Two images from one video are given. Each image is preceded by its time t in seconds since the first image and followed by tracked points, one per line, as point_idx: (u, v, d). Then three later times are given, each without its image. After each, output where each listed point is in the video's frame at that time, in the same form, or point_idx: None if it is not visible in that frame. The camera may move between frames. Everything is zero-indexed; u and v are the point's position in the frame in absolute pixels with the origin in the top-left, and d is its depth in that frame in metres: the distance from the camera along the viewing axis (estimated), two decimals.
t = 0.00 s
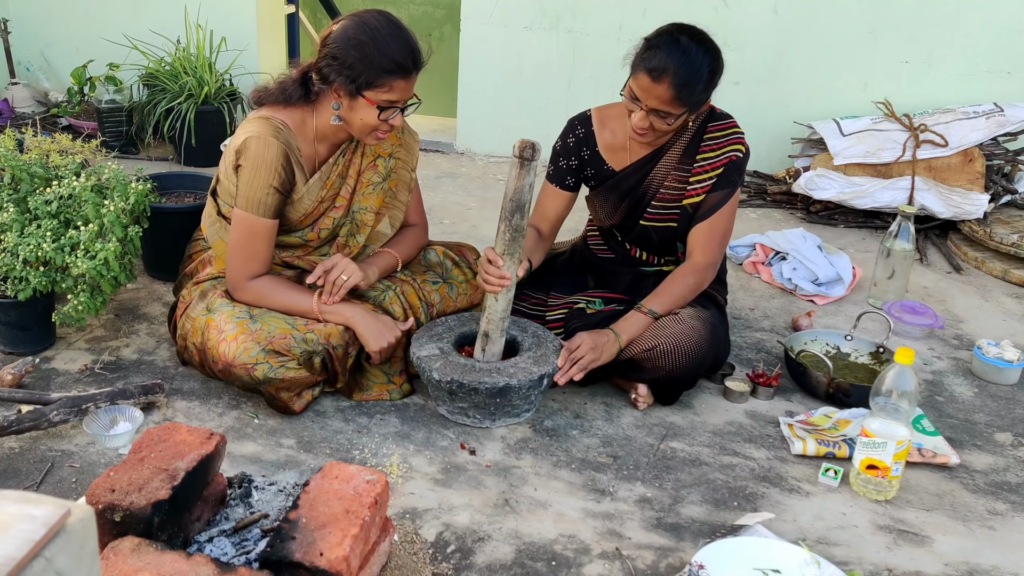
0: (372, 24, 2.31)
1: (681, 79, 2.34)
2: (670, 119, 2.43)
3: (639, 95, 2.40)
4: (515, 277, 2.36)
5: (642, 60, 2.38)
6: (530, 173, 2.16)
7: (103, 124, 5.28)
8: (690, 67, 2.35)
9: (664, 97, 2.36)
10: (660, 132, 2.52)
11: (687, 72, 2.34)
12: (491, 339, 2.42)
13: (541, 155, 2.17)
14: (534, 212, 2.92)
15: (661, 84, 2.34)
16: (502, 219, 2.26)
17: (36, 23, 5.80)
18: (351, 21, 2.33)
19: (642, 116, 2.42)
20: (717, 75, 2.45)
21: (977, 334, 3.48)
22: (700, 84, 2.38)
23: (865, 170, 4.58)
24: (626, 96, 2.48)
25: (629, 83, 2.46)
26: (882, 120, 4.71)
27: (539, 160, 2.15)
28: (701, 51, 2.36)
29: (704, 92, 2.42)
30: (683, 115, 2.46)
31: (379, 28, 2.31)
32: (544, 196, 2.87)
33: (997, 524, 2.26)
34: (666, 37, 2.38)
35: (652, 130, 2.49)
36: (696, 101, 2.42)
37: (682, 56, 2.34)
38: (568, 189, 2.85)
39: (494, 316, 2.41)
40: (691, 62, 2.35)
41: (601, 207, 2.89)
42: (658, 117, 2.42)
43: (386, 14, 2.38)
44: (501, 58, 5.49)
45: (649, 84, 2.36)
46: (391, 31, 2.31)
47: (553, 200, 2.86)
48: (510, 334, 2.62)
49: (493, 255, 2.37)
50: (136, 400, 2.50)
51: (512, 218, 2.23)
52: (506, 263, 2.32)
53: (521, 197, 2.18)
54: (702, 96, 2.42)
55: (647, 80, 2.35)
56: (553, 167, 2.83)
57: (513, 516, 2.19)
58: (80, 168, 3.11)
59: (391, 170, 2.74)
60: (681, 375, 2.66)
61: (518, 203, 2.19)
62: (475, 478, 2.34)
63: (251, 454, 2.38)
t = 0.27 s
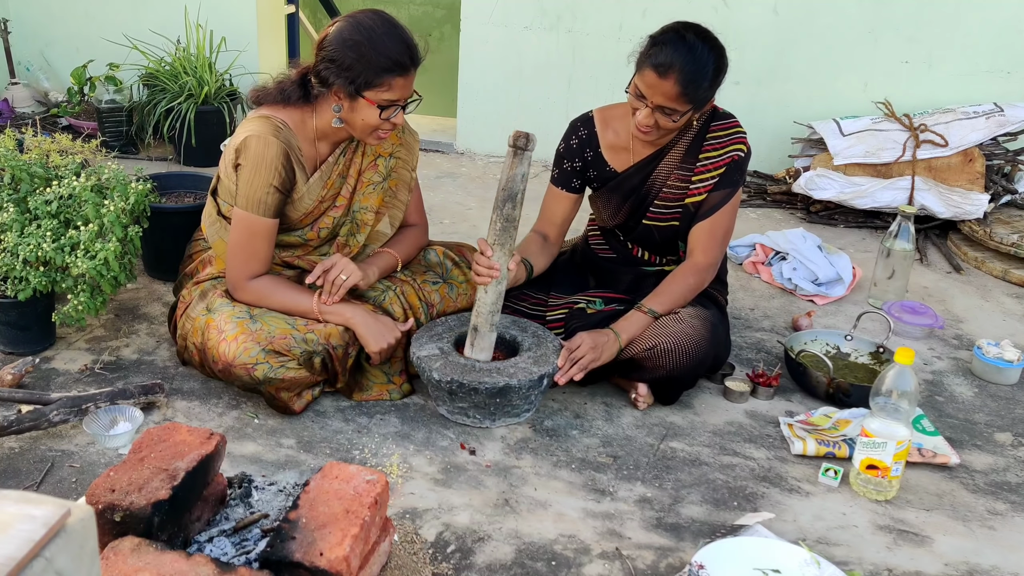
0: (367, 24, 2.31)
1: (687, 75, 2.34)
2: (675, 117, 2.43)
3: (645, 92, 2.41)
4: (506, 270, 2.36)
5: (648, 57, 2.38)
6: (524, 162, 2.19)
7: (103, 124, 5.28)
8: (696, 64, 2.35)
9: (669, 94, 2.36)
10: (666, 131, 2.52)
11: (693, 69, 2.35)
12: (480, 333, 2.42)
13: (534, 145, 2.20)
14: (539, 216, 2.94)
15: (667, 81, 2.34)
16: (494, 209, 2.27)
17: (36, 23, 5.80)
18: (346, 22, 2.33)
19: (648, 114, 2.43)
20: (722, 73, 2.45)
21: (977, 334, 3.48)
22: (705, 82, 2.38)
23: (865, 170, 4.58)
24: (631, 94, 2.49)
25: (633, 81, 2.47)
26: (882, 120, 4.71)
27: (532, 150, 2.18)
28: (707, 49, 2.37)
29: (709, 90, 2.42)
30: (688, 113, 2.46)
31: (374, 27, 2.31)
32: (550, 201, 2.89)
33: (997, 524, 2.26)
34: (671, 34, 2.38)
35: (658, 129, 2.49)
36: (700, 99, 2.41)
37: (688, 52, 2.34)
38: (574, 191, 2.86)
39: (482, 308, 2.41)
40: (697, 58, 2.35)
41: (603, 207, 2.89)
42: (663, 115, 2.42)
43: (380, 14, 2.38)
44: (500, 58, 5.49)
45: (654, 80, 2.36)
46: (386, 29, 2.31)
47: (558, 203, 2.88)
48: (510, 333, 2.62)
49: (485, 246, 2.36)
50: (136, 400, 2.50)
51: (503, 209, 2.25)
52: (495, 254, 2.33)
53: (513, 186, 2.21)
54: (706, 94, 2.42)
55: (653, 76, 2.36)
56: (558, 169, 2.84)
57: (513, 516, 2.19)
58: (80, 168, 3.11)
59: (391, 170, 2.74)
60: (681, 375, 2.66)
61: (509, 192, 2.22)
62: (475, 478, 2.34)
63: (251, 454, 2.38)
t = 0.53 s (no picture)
0: (323, 17, 2.31)
1: (685, 78, 2.34)
2: (672, 119, 2.43)
3: (642, 94, 2.40)
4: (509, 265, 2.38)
5: (645, 60, 2.38)
6: (529, 162, 2.19)
7: (103, 124, 5.28)
8: (694, 66, 2.35)
9: (667, 96, 2.36)
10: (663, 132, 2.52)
11: (691, 72, 2.35)
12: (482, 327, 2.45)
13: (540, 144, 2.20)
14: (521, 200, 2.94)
15: (664, 83, 2.34)
16: (499, 209, 2.29)
17: (36, 23, 5.80)
18: (306, 20, 2.33)
19: (644, 116, 2.43)
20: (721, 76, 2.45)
21: (977, 334, 3.48)
22: (703, 84, 2.38)
23: (865, 171, 4.58)
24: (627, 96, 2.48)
25: (631, 82, 2.46)
26: (882, 120, 4.71)
27: (538, 149, 2.18)
28: (705, 53, 2.37)
29: (706, 93, 2.42)
30: (686, 115, 2.46)
31: (333, 17, 2.30)
32: (535, 190, 2.89)
33: (997, 524, 2.26)
34: (669, 37, 2.38)
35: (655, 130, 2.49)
36: (697, 102, 2.41)
37: (688, 57, 2.34)
38: (562, 186, 2.86)
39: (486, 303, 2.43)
40: (694, 61, 2.35)
41: (602, 206, 2.88)
42: (659, 117, 2.42)
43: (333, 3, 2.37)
44: (500, 58, 5.49)
45: (651, 83, 2.36)
46: (347, 16, 2.30)
47: (542, 194, 2.88)
48: (510, 333, 2.62)
49: (487, 243, 2.39)
50: (136, 400, 2.49)
51: (509, 208, 2.26)
52: (501, 253, 2.35)
53: (519, 186, 2.22)
54: (703, 97, 2.42)
55: (650, 79, 2.35)
56: (549, 163, 2.84)
57: (513, 516, 2.19)
58: (80, 168, 3.11)
59: (386, 163, 2.74)
60: (681, 375, 2.66)
61: (516, 191, 2.23)
62: (475, 478, 2.34)
63: (251, 454, 2.38)
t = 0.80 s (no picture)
0: (300, 5, 2.31)
1: (688, 71, 2.34)
2: (677, 114, 2.43)
3: (645, 89, 2.40)
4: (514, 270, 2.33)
5: (648, 53, 2.38)
6: (515, 166, 2.16)
7: (103, 124, 5.28)
8: (695, 60, 2.35)
9: (669, 90, 2.36)
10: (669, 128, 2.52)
11: (694, 66, 2.35)
12: (497, 334, 2.43)
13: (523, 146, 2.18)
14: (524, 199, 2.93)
15: (666, 77, 2.34)
16: (493, 214, 2.24)
17: (36, 23, 5.81)
18: (283, 10, 2.33)
19: (647, 111, 2.42)
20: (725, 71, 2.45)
21: (977, 334, 3.48)
22: (705, 79, 2.38)
23: (865, 170, 4.58)
24: (631, 90, 2.48)
25: (635, 78, 2.46)
26: (882, 120, 4.71)
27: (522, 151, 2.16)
28: (709, 47, 2.37)
29: (710, 88, 2.42)
30: (689, 111, 2.46)
31: (310, 7, 2.30)
32: (538, 188, 2.89)
33: (997, 524, 2.25)
34: (672, 32, 2.39)
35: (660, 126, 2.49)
36: (701, 97, 2.42)
37: (694, 53, 2.35)
38: (564, 184, 2.87)
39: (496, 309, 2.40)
40: (697, 55, 2.36)
41: (603, 204, 2.88)
42: (663, 112, 2.42)
43: None
44: (501, 58, 5.49)
45: (654, 77, 2.36)
46: (321, 6, 2.30)
47: (544, 191, 2.88)
48: (510, 333, 2.62)
49: (488, 250, 2.33)
50: (136, 400, 2.49)
51: (504, 213, 2.22)
52: (503, 258, 2.30)
53: (511, 191, 2.19)
54: (707, 92, 2.42)
55: (653, 73, 2.36)
56: (552, 160, 2.85)
57: (513, 516, 2.19)
58: (80, 168, 3.11)
59: (376, 157, 2.74)
60: (681, 375, 2.66)
61: (509, 197, 2.19)
62: (475, 478, 2.34)
63: (251, 454, 2.38)
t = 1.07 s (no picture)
0: (299, 13, 2.30)
1: (683, 73, 2.34)
2: (672, 115, 2.44)
3: (641, 91, 2.40)
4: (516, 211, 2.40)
5: (644, 55, 2.39)
6: (520, 99, 2.25)
7: (103, 124, 5.28)
8: (691, 62, 2.35)
9: (665, 91, 2.36)
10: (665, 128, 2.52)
11: (689, 67, 2.35)
12: (497, 275, 2.49)
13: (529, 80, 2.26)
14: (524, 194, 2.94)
15: (662, 78, 2.34)
16: (499, 149, 2.32)
17: (36, 23, 5.81)
18: (284, 16, 2.33)
19: (644, 112, 2.43)
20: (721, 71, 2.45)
21: (977, 334, 3.48)
22: (700, 80, 2.38)
23: (865, 170, 4.58)
24: (628, 92, 2.49)
25: (631, 80, 2.47)
26: (882, 120, 4.71)
27: (528, 84, 2.24)
28: (704, 48, 2.37)
29: (705, 89, 2.42)
30: (685, 111, 2.46)
31: (306, 17, 2.29)
32: (537, 182, 2.90)
33: (997, 524, 2.25)
34: (668, 33, 2.38)
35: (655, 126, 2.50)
36: (696, 97, 2.42)
37: (688, 54, 2.34)
38: (565, 182, 2.88)
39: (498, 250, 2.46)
40: (692, 55, 2.35)
41: (603, 204, 2.89)
42: (659, 113, 2.42)
43: None
44: (501, 58, 5.49)
45: (650, 78, 2.36)
46: (321, 15, 2.28)
47: (545, 187, 2.89)
48: (510, 333, 2.62)
49: (492, 188, 2.40)
50: (136, 400, 2.49)
51: (509, 147, 2.29)
52: (506, 195, 2.37)
53: (515, 125, 2.27)
54: (703, 93, 2.42)
55: (649, 74, 2.36)
56: (553, 158, 2.86)
57: (513, 516, 2.19)
58: (80, 168, 3.11)
59: (380, 161, 2.76)
60: (681, 375, 2.66)
61: (513, 130, 2.27)
62: (475, 478, 2.34)
63: (251, 454, 2.38)
